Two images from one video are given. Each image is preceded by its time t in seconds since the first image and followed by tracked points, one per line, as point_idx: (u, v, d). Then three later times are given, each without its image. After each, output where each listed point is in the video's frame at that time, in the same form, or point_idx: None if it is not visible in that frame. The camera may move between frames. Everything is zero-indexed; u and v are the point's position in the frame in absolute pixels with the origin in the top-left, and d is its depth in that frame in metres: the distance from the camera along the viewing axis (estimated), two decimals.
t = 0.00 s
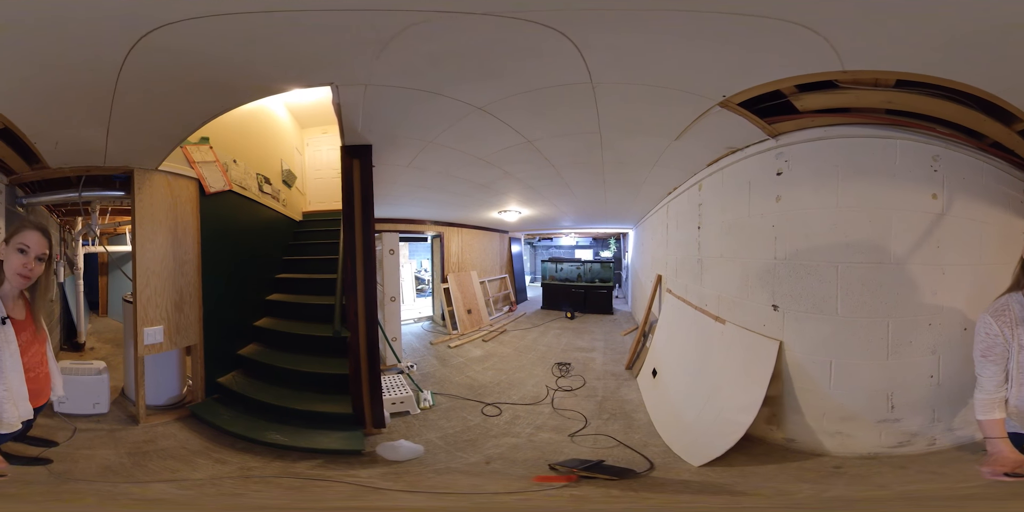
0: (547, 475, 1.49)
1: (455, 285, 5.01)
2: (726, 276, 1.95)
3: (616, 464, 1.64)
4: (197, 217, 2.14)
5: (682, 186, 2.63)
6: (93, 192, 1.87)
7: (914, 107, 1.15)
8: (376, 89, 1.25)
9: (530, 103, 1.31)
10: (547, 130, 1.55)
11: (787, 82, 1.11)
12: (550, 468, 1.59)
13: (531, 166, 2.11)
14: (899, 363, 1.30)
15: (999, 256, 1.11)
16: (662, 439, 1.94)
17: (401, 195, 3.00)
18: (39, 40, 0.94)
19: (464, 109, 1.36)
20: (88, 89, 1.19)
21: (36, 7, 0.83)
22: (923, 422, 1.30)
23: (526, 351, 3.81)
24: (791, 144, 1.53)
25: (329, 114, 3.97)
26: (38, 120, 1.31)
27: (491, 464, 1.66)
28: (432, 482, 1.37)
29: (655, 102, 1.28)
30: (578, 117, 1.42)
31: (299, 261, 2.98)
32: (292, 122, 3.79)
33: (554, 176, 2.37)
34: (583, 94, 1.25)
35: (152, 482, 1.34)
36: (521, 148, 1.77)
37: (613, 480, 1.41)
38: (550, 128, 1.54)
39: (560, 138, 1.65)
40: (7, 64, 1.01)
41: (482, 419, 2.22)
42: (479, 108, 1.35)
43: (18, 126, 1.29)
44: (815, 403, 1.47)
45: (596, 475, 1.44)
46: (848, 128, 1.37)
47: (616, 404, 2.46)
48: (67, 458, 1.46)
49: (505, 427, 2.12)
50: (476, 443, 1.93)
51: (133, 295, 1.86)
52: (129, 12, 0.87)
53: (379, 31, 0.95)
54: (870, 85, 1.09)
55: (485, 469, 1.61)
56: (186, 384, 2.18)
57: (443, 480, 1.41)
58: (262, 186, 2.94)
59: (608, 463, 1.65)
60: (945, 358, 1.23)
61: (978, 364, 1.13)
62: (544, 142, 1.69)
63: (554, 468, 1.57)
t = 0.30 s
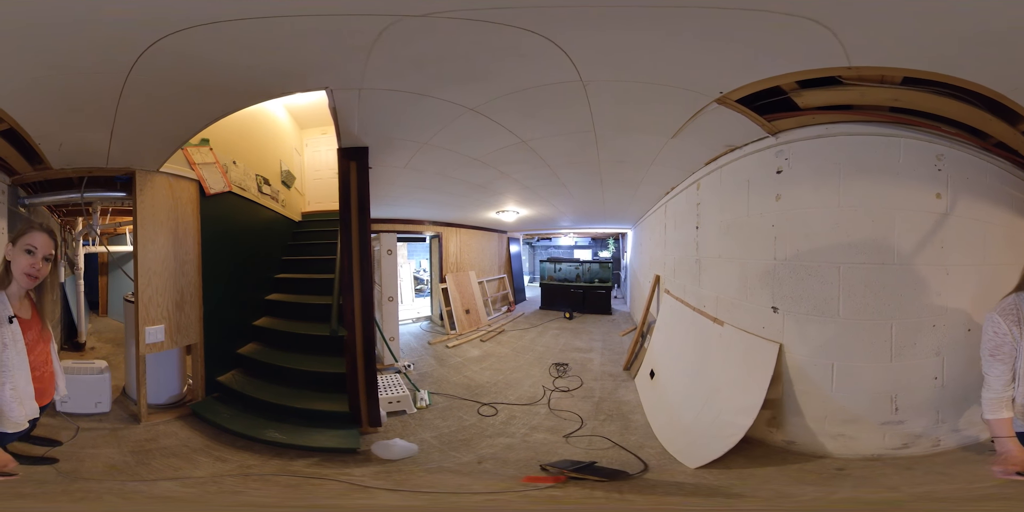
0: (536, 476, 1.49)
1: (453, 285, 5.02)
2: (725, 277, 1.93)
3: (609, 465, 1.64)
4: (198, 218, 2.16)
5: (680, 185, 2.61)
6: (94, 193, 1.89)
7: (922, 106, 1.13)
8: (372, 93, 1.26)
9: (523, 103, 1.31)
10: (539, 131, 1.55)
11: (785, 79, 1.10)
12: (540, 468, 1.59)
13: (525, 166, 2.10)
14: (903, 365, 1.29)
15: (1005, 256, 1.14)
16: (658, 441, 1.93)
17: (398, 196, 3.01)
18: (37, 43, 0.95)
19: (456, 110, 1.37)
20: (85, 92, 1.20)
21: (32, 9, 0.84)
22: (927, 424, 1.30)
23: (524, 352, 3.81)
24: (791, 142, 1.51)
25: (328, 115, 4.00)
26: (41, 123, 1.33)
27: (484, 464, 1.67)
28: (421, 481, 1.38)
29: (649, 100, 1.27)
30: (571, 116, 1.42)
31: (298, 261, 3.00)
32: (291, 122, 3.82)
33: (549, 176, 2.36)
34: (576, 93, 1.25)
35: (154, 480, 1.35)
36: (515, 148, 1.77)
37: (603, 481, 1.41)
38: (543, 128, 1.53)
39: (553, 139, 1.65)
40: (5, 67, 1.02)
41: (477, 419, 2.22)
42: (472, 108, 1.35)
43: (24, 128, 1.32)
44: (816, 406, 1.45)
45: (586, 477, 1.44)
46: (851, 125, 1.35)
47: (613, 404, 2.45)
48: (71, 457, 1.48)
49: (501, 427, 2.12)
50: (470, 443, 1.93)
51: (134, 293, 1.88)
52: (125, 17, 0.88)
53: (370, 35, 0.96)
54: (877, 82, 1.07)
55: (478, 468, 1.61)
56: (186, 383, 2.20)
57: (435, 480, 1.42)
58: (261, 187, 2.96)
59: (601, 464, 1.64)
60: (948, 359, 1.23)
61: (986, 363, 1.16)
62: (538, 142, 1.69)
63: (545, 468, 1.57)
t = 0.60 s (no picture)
0: (533, 476, 1.49)
1: (452, 285, 5.02)
2: (723, 277, 1.94)
3: (606, 465, 1.64)
4: (198, 218, 2.17)
5: (678, 184, 2.61)
6: (95, 193, 1.89)
7: (925, 106, 1.14)
8: (371, 94, 1.27)
9: (521, 103, 1.32)
10: (537, 131, 1.55)
11: (783, 77, 1.09)
12: (538, 469, 1.59)
13: (523, 166, 2.10)
14: (902, 365, 1.30)
15: (1002, 255, 1.21)
16: (656, 441, 1.93)
17: (397, 197, 3.02)
18: (36, 43, 0.95)
19: (454, 110, 1.37)
20: (84, 92, 1.21)
21: (32, 10, 0.84)
22: (928, 424, 1.30)
23: (522, 352, 3.81)
24: (789, 140, 1.51)
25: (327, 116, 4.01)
26: (41, 123, 1.34)
27: (482, 464, 1.67)
28: (419, 481, 1.39)
29: (647, 100, 1.27)
30: (569, 117, 1.42)
31: (297, 261, 3.01)
32: (291, 123, 3.82)
33: (547, 176, 2.36)
34: (573, 93, 1.25)
35: (154, 480, 1.36)
36: (513, 148, 1.77)
37: (601, 481, 1.41)
38: (541, 129, 1.54)
39: (550, 139, 1.66)
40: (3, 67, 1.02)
41: (476, 419, 2.23)
42: (470, 109, 1.35)
43: (23, 126, 1.33)
44: (815, 407, 1.45)
45: (582, 476, 1.44)
46: (849, 124, 1.35)
47: (611, 404, 2.45)
48: (72, 457, 1.48)
49: (499, 427, 2.12)
50: (468, 442, 1.93)
51: (135, 293, 1.89)
52: (124, 17, 0.88)
53: (369, 36, 0.96)
54: (876, 80, 1.06)
55: (476, 468, 1.62)
56: (185, 383, 2.21)
57: (433, 479, 1.42)
58: (260, 187, 2.97)
59: (598, 464, 1.64)
60: (948, 360, 1.26)
61: (988, 362, 1.16)
62: (535, 142, 1.69)
63: (542, 468, 1.57)
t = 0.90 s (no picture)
0: (533, 476, 1.50)
1: (451, 285, 5.02)
2: (721, 278, 1.94)
3: (605, 465, 1.65)
4: (198, 219, 2.17)
5: (676, 185, 2.62)
6: (94, 193, 1.89)
7: (919, 105, 1.14)
8: (373, 95, 1.27)
9: (521, 105, 1.32)
10: (537, 133, 1.56)
11: (778, 78, 1.10)
12: (539, 468, 1.59)
13: (523, 168, 2.11)
14: (899, 366, 1.30)
15: (1002, 255, 1.20)
16: (655, 441, 1.94)
17: (396, 197, 3.02)
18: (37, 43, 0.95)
19: (454, 112, 1.37)
20: (85, 92, 1.21)
21: (34, 9, 0.85)
22: (925, 425, 1.30)
23: (522, 352, 3.82)
24: (785, 141, 1.52)
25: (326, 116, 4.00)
26: (40, 123, 1.33)
27: (481, 463, 1.67)
28: (420, 481, 1.39)
29: (646, 102, 1.28)
30: (569, 118, 1.43)
31: (297, 262, 3.01)
32: (291, 123, 3.82)
33: (547, 178, 2.37)
34: (573, 95, 1.25)
35: (155, 481, 1.36)
36: (513, 149, 1.78)
37: (600, 481, 1.42)
38: (541, 130, 1.54)
39: (551, 141, 1.66)
40: (3, 66, 1.02)
41: (475, 419, 2.23)
42: (471, 110, 1.35)
43: (21, 125, 1.32)
44: (814, 407, 1.46)
45: (581, 476, 1.45)
46: (846, 125, 1.36)
47: (610, 404, 2.46)
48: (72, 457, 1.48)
49: (499, 427, 2.13)
50: (468, 442, 1.93)
51: (134, 293, 1.88)
52: (126, 17, 0.88)
53: (372, 36, 0.96)
54: (870, 80, 1.07)
55: (476, 468, 1.62)
56: (185, 383, 2.21)
57: (434, 479, 1.42)
58: (260, 187, 2.96)
59: (598, 464, 1.65)
60: (946, 361, 1.26)
61: (988, 365, 1.19)
62: (535, 144, 1.70)
63: (542, 468, 1.58)
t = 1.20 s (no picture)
0: (534, 476, 1.50)
1: (451, 285, 5.02)
2: (721, 279, 1.95)
3: (606, 465, 1.64)
4: (198, 219, 2.17)
5: (676, 185, 2.63)
6: (94, 193, 1.88)
7: (916, 105, 1.14)
8: (374, 95, 1.27)
9: (522, 106, 1.32)
10: (538, 133, 1.56)
11: (778, 79, 1.10)
12: (540, 468, 1.59)
13: (524, 168, 2.11)
14: (898, 366, 1.30)
15: (1002, 256, 1.17)
16: (656, 441, 1.94)
17: (396, 198, 3.03)
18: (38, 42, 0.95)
19: (456, 112, 1.37)
20: (84, 92, 1.20)
21: (36, 9, 0.84)
22: (923, 425, 1.31)
23: (522, 352, 3.81)
24: (785, 142, 1.53)
25: (326, 116, 4.00)
26: (40, 122, 1.33)
27: (482, 464, 1.67)
28: (420, 481, 1.39)
29: (647, 102, 1.28)
30: (569, 119, 1.43)
31: (297, 262, 3.00)
32: (291, 123, 3.82)
33: (547, 178, 2.38)
34: (574, 95, 1.25)
35: (155, 481, 1.36)
36: (513, 150, 1.78)
37: (601, 481, 1.42)
38: (542, 131, 1.54)
39: (552, 141, 1.66)
40: (5, 65, 1.02)
41: (476, 419, 2.23)
42: (472, 111, 1.36)
43: (20, 126, 1.32)
44: (814, 407, 1.46)
45: (581, 476, 1.45)
46: (846, 126, 1.36)
47: (611, 405, 2.46)
48: (70, 457, 1.47)
49: (499, 427, 2.13)
50: (468, 443, 1.93)
51: (133, 293, 1.88)
52: (129, 17, 0.88)
53: (374, 37, 0.97)
54: (868, 80, 1.07)
55: (476, 468, 1.62)
56: (185, 383, 2.20)
57: (435, 480, 1.42)
58: (260, 187, 2.96)
59: (598, 464, 1.65)
60: (945, 361, 1.25)
61: (987, 364, 1.20)
62: (536, 144, 1.70)
63: (542, 468, 1.58)
